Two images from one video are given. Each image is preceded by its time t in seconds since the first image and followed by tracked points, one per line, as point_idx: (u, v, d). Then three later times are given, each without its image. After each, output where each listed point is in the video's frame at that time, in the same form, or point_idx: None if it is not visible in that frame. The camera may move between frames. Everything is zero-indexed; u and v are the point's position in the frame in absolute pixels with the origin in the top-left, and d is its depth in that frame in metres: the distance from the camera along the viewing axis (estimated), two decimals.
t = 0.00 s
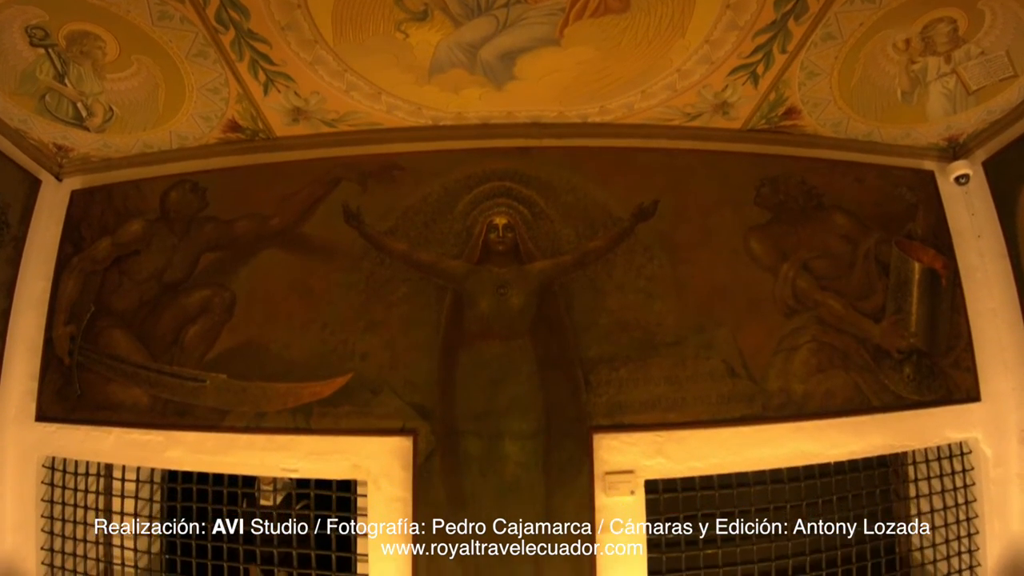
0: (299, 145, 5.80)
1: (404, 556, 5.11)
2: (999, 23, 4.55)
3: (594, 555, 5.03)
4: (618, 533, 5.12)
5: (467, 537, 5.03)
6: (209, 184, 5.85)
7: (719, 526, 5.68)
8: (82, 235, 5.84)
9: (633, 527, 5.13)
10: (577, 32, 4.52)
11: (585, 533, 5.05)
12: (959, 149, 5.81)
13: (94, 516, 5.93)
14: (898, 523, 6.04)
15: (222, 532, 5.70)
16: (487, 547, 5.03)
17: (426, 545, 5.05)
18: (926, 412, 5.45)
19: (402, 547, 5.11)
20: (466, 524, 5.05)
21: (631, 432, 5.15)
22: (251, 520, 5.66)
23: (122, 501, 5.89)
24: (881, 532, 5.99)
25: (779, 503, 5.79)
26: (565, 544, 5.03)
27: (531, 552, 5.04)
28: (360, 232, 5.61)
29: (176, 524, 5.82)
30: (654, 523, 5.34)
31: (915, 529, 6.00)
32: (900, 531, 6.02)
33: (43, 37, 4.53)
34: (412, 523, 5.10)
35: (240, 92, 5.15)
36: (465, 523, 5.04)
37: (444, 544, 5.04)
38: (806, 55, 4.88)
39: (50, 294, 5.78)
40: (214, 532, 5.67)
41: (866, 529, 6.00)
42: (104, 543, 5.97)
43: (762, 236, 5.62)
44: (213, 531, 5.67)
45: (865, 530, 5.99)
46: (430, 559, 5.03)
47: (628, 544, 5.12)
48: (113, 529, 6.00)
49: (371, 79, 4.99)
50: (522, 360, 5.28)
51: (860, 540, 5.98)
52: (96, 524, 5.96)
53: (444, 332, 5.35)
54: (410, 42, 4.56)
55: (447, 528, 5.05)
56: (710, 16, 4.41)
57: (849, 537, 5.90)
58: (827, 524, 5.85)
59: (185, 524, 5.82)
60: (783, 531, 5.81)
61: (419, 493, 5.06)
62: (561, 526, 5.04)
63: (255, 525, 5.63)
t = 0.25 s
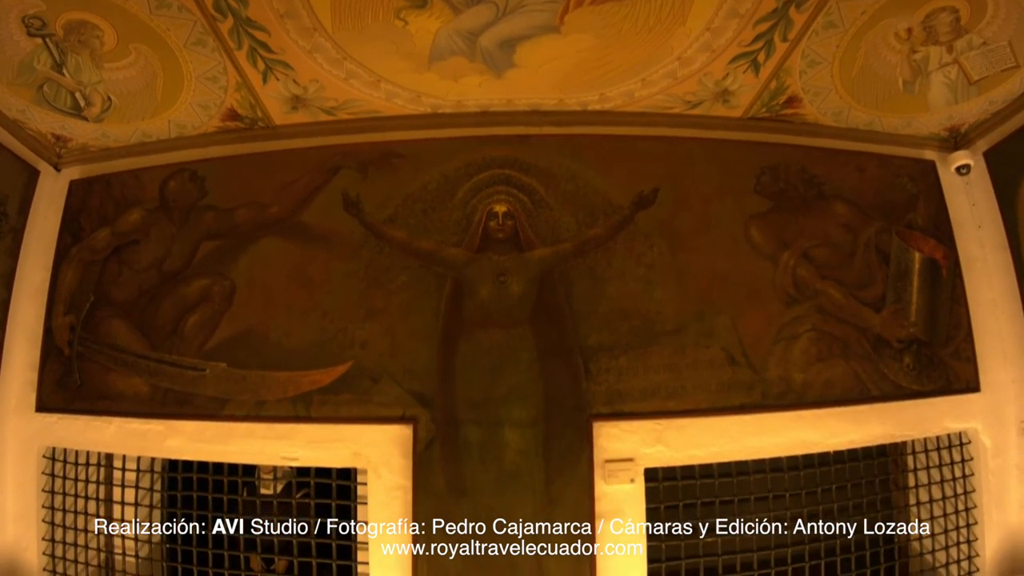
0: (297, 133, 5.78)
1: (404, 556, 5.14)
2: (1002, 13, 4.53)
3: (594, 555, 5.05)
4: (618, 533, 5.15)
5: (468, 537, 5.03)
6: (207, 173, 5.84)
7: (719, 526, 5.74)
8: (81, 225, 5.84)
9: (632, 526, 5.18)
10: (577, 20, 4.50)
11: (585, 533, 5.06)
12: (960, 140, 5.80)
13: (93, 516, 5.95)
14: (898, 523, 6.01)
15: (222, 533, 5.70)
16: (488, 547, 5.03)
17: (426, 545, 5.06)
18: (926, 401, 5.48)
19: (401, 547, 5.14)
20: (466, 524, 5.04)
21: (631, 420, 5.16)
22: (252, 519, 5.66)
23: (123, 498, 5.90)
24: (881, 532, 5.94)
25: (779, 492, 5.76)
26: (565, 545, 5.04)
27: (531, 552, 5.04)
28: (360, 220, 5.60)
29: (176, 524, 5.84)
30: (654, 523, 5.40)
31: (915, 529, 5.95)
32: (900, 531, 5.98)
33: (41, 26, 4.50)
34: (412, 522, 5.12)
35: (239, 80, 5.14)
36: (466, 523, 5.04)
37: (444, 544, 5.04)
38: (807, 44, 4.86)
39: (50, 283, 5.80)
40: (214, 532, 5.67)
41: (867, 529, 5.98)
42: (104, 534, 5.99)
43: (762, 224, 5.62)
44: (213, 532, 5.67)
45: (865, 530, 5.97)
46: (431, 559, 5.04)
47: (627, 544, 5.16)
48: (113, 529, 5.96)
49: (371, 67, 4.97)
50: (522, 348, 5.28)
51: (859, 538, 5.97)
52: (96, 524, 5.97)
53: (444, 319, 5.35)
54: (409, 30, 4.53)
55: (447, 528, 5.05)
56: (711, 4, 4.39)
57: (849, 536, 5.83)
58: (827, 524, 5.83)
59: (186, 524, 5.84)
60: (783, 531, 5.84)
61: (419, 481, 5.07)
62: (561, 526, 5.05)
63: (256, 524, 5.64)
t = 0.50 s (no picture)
0: (295, 121, 5.76)
1: (404, 556, 5.15)
2: (1005, 2, 4.50)
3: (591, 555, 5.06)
4: (618, 533, 5.17)
5: (468, 537, 5.05)
6: (206, 161, 5.83)
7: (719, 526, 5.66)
8: (79, 215, 5.85)
9: (632, 526, 5.18)
10: (577, 7, 4.47)
11: (585, 533, 5.08)
12: (962, 129, 5.78)
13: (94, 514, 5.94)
14: (898, 522, 5.99)
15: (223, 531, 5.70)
16: (487, 547, 5.04)
17: (426, 545, 5.08)
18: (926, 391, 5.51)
19: (402, 547, 5.15)
20: (466, 524, 5.06)
21: (630, 408, 5.17)
22: (251, 519, 5.67)
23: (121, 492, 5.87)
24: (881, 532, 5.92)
25: (777, 480, 5.77)
26: (565, 544, 5.06)
27: (531, 552, 5.05)
28: (359, 208, 5.59)
29: (174, 526, 5.85)
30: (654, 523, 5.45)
31: (915, 529, 5.92)
32: (900, 531, 5.97)
33: (38, 16, 4.48)
34: (413, 523, 5.14)
35: (238, 69, 5.12)
36: (465, 523, 5.06)
37: (444, 544, 5.06)
38: (809, 32, 4.84)
39: (49, 274, 5.82)
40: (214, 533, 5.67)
41: (866, 529, 5.92)
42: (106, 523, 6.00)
43: (762, 213, 5.60)
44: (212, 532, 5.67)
45: (865, 530, 5.91)
46: (431, 559, 5.06)
47: (627, 544, 5.17)
48: (113, 530, 5.93)
49: (370, 55, 4.96)
50: (521, 337, 5.27)
51: (859, 538, 5.92)
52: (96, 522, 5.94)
53: (443, 308, 5.34)
54: (409, 17, 4.51)
55: (447, 528, 5.07)
56: None
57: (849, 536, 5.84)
58: (826, 524, 5.83)
59: (184, 525, 5.84)
60: (783, 531, 5.81)
61: (419, 468, 5.08)
62: (561, 526, 5.07)
63: (256, 524, 5.65)
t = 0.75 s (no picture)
0: (295, 109, 5.74)
1: (404, 556, 5.16)
2: None
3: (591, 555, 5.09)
4: (618, 533, 5.18)
5: (468, 537, 5.08)
6: (205, 150, 5.82)
7: (719, 526, 5.69)
8: (78, 205, 5.84)
9: (633, 526, 5.19)
10: None
11: (585, 533, 5.11)
12: (963, 120, 5.76)
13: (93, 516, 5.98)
14: (898, 522, 6.02)
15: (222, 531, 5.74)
16: (487, 547, 5.08)
17: (427, 545, 5.10)
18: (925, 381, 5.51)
19: (402, 547, 5.15)
20: (466, 524, 5.09)
21: (630, 396, 5.18)
22: (251, 519, 5.65)
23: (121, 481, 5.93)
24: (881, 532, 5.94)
25: (776, 469, 5.74)
26: (565, 544, 5.10)
27: (531, 552, 5.08)
28: (359, 196, 5.58)
29: (175, 526, 5.93)
30: (654, 523, 5.46)
31: (915, 529, 5.97)
32: (901, 531, 5.99)
33: (36, 6, 4.46)
34: (413, 522, 5.15)
35: (236, 57, 5.11)
36: (465, 523, 5.08)
37: (444, 544, 5.09)
38: (810, 21, 4.83)
39: (48, 265, 5.82)
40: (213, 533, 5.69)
41: (866, 529, 5.95)
42: (106, 513, 6.01)
43: (762, 201, 5.59)
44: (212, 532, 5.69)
45: (865, 530, 5.95)
46: (431, 559, 5.09)
47: (627, 543, 5.18)
48: (113, 529, 5.96)
49: (370, 43, 4.94)
50: (520, 323, 5.27)
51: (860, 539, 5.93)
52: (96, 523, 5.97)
53: (443, 296, 5.34)
54: (409, 5, 4.50)
55: (447, 528, 5.10)
56: None
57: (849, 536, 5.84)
58: (826, 524, 5.82)
59: (184, 525, 5.92)
60: (783, 531, 5.82)
61: (420, 456, 5.09)
62: (561, 526, 5.10)
63: (255, 523, 5.63)
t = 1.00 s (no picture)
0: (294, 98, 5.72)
1: (403, 556, 5.18)
2: None
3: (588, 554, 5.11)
4: (618, 533, 5.20)
5: (468, 537, 5.10)
6: (204, 139, 5.80)
7: (720, 526, 5.69)
8: (77, 195, 5.83)
9: (633, 527, 5.21)
10: None
11: (585, 533, 5.12)
12: (964, 110, 5.76)
13: (94, 514, 5.96)
14: (899, 522, 6.00)
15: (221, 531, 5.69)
16: (487, 547, 5.09)
17: (426, 545, 5.12)
18: (926, 371, 5.52)
19: (401, 547, 5.16)
20: (466, 524, 5.11)
21: (630, 384, 5.18)
22: (251, 519, 5.63)
23: (121, 471, 5.90)
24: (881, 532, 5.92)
25: (777, 458, 5.73)
26: (565, 545, 5.11)
27: (531, 552, 5.10)
28: (358, 184, 5.57)
29: (175, 526, 5.92)
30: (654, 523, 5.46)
31: (916, 529, 5.96)
32: (901, 531, 5.98)
33: None
34: (413, 523, 5.15)
35: (234, 46, 5.09)
36: (466, 523, 5.10)
37: (444, 545, 5.10)
38: (812, 9, 4.82)
39: (46, 257, 5.82)
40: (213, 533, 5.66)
41: (866, 529, 5.91)
42: (108, 503, 6.01)
43: (762, 190, 5.58)
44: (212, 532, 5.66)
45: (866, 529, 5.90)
46: (431, 558, 5.11)
47: (627, 544, 5.20)
48: (113, 529, 5.97)
49: (369, 31, 4.92)
50: (520, 310, 5.26)
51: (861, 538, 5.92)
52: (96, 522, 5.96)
53: (443, 284, 5.34)
54: None
55: (447, 528, 5.11)
56: None
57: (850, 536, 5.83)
58: (826, 524, 5.83)
59: (184, 525, 5.91)
60: (783, 531, 5.84)
61: (420, 444, 5.10)
62: (561, 526, 5.11)
63: (256, 524, 5.61)
